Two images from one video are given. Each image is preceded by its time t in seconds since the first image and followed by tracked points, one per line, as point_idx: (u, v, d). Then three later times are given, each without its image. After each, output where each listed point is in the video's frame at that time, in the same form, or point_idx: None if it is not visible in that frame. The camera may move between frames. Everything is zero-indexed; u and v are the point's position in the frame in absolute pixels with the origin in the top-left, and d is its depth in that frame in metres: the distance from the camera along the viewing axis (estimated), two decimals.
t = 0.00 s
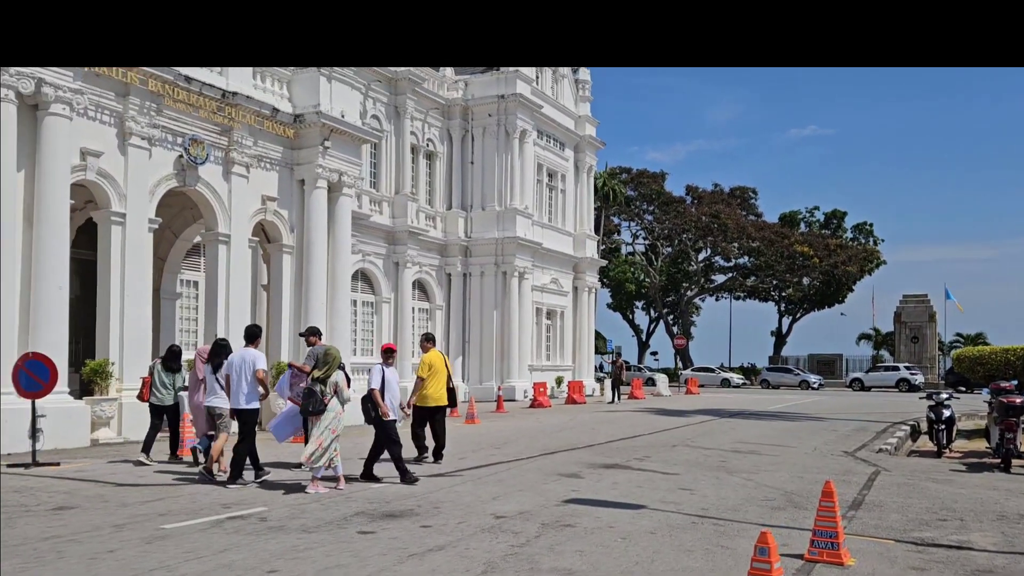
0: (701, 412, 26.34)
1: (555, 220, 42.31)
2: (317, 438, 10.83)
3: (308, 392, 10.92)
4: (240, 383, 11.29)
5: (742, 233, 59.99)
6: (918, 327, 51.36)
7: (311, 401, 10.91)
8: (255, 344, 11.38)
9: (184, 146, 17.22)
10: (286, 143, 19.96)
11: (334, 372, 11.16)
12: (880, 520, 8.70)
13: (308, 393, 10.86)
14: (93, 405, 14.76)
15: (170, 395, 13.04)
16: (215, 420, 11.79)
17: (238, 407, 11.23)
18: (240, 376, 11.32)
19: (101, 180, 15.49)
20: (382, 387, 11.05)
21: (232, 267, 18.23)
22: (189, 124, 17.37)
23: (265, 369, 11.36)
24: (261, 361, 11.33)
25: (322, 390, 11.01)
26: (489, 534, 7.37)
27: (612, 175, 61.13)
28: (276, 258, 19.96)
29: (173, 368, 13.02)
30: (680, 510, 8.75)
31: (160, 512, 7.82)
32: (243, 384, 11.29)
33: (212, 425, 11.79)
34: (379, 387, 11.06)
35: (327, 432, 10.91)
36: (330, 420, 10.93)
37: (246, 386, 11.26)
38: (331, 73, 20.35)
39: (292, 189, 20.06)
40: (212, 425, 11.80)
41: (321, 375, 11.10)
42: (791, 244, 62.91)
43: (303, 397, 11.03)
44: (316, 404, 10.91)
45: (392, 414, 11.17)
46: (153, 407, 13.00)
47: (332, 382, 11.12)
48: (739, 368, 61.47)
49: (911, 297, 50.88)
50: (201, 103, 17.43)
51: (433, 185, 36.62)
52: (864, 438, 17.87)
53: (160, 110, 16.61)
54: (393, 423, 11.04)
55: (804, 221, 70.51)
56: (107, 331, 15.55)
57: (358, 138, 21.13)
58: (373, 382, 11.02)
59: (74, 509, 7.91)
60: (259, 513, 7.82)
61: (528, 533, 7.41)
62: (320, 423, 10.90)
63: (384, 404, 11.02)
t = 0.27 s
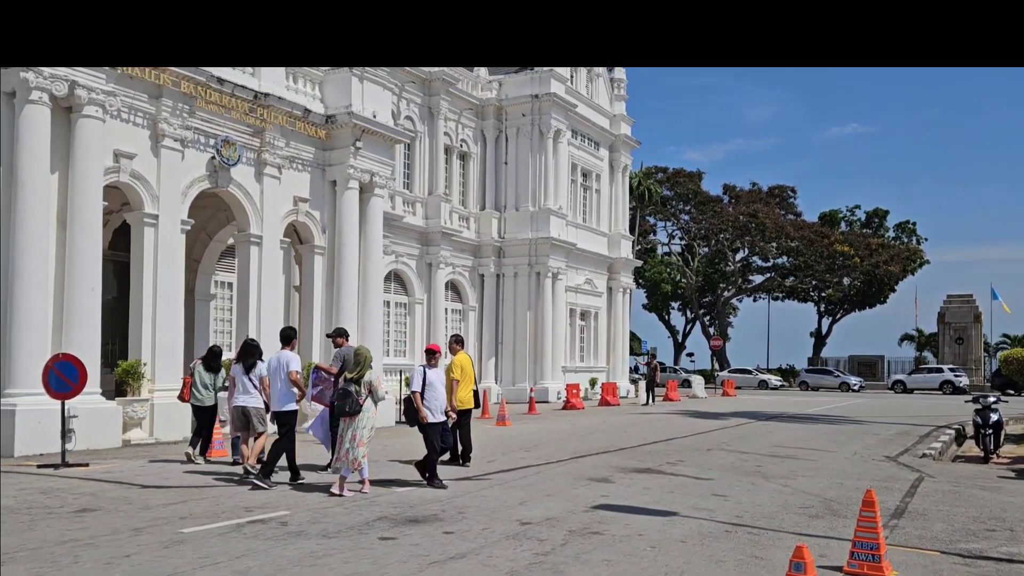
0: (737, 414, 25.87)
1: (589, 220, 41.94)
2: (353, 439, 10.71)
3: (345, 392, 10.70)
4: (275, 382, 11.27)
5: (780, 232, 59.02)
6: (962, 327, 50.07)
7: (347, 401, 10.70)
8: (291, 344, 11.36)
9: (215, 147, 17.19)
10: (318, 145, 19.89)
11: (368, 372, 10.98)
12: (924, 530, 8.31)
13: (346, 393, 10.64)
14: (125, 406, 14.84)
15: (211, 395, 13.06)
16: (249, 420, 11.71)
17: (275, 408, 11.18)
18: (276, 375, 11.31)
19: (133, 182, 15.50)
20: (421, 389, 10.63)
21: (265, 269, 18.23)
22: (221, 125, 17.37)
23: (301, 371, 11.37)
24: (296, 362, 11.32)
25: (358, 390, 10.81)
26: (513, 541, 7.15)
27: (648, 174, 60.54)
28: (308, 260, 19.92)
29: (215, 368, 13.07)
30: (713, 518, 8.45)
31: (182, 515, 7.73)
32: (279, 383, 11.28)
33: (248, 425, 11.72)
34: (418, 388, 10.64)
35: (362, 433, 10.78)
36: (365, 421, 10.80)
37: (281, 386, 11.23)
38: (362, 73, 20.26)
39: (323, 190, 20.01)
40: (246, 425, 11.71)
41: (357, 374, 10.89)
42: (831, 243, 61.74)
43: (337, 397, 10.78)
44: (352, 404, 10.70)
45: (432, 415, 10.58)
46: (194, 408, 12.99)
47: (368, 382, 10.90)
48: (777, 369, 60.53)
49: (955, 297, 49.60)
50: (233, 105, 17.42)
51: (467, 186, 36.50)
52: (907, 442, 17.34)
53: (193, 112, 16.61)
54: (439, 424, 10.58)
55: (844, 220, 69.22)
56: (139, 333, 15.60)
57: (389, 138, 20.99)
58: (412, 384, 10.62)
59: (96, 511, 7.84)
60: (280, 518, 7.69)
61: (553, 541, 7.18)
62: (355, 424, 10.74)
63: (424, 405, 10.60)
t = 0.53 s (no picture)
0: (767, 416, 25.42)
1: (616, 219, 41.59)
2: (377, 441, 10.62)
3: (367, 394, 10.59)
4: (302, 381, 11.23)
5: (812, 231, 58.13)
6: (1000, 327, 48.91)
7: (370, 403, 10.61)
8: (314, 343, 11.16)
9: (238, 147, 17.16)
10: (341, 144, 19.83)
11: (392, 373, 10.97)
12: (957, 537, 7.98)
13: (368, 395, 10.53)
14: (148, 406, 14.87)
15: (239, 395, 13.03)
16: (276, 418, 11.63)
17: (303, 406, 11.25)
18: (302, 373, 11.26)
19: (157, 182, 15.50)
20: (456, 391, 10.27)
21: (287, 269, 18.20)
22: (244, 125, 17.35)
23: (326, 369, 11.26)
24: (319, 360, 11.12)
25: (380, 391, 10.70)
26: (527, 546, 6.95)
27: (676, 173, 60.00)
28: (331, 259, 19.84)
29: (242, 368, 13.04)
30: (735, 523, 8.18)
31: (193, 517, 7.63)
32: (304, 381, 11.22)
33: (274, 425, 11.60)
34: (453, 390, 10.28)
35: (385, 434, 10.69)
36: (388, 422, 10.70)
37: (307, 385, 11.21)
38: (385, 72, 20.20)
39: (346, 189, 19.95)
40: (272, 423, 11.61)
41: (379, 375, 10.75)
42: (864, 242, 60.67)
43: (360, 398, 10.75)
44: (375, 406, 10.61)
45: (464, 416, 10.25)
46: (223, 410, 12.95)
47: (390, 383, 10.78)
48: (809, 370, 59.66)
49: (992, 297, 48.44)
50: (256, 105, 17.38)
51: (493, 186, 36.34)
52: (941, 444, 16.87)
53: (215, 111, 16.59)
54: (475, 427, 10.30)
55: (878, 218, 68.05)
56: (162, 332, 15.60)
57: (412, 137, 20.84)
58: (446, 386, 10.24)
59: (108, 512, 7.77)
60: (291, 520, 7.56)
61: (568, 547, 6.97)
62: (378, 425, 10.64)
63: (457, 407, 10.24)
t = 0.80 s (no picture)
0: (789, 421, 25.00)
1: (635, 222, 41.27)
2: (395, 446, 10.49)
3: (381, 399, 10.42)
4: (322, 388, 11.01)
5: (835, 234, 57.39)
6: None
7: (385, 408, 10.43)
8: (337, 349, 11.10)
9: (253, 151, 17.12)
10: (356, 147, 19.74)
11: (406, 377, 10.67)
12: (981, 549, 7.67)
13: (381, 400, 10.39)
14: (160, 410, 14.75)
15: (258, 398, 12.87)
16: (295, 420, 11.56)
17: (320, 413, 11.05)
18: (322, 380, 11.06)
19: (171, 186, 15.47)
20: (490, 398, 9.96)
21: (302, 273, 18.12)
22: (258, 128, 17.27)
23: (346, 376, 11.08)
24: (342, 367, 11.06)
25: (394, 396, 10.50)
26: (531, 556, 6.74)
27: (698, 176, 59.55)
28: (346, 263, 19.72)
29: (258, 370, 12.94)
30: (751, 533, 7.93)
31: (194, 524, 7.51)
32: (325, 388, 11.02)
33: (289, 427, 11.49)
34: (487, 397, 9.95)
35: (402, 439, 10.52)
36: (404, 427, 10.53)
37: (327, 391, 11.01)
38: (400, 74, 20.08)
39: (362, 193, 19.85)
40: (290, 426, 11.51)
41: (392, 381, 10.53)
42: (889, 245, 59.79)
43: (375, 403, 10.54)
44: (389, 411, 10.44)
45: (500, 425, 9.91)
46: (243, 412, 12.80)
47: (405, 388, 10.54)
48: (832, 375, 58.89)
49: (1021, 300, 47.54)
50: (269, 108, 17.28)
51: (512, 189, 36.18)
52: (966, 451, 16.44)
53: (229, 114, 16.52)
54: (507, 434, 9.97)
55: (903, 221, 67.08)
56: (176, 337, 15.54)
57: (428, 140, 20.69)
58: (480, 392, 9.91)
59: (108, 518, 7.67)
60: (292, 528, 7.42)
61: (574, 557, 6.76)
62: (394, 430, 10.50)
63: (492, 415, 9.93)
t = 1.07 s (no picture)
0: (790, 419, 24.75)
1: (636, 220, 41.01)
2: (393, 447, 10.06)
3: (380, 397, 10.05)
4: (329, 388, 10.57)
5: (838, 231, 57.05)
6: None
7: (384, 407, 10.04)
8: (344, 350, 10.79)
9: (246, 148, 16.91)
10: (351, 144, 19.54)
11: (404, 376, 10.51)
12: (983, 550, 7.45)
13: (381, 398, 10.02)
14: (152, 411, 14.58)
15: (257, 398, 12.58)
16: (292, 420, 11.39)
17: (325, 414, 10.64)
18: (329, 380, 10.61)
19: (162, 183, 15.26)
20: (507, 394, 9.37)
21: (296, 271, 17.91)
22: (252, 125, 17.07)
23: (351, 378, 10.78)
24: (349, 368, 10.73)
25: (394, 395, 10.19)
26: (519, 560, 6.53)
27: (699, 174, 59.27)
28: (341, 261, 19.52)
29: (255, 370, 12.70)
30: (747, 535, 7.71)
31: (174, 527, 7.31)
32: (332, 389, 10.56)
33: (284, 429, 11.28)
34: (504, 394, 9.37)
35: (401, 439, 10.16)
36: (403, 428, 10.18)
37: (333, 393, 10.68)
38: (396, 70, 19.85)
39: (357, 190, 19.64)
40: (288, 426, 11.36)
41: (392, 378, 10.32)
42: (892, 242, 59.40)
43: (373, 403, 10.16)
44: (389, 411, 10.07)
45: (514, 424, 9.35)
46: (240, 411, 12.63)
47: (405, 386, 10.35)
48: (836, 373, 58.60)
49: None
50: (263, 104, 17.09)
51: (511, 187, 35.93)
52: (970, 450, 16.19)
53: (222, 111, 16.33)
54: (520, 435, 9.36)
55: (906, 218, 66.71)
56: (168, 336, 15.35)
57: (423, 136, 20.47)
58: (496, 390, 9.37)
59: (87, 522, 7.48)
60: (275, 531, 7.22)
61: (563, 561, 6.55)
62: (392, 430, 10.12)
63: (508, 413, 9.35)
